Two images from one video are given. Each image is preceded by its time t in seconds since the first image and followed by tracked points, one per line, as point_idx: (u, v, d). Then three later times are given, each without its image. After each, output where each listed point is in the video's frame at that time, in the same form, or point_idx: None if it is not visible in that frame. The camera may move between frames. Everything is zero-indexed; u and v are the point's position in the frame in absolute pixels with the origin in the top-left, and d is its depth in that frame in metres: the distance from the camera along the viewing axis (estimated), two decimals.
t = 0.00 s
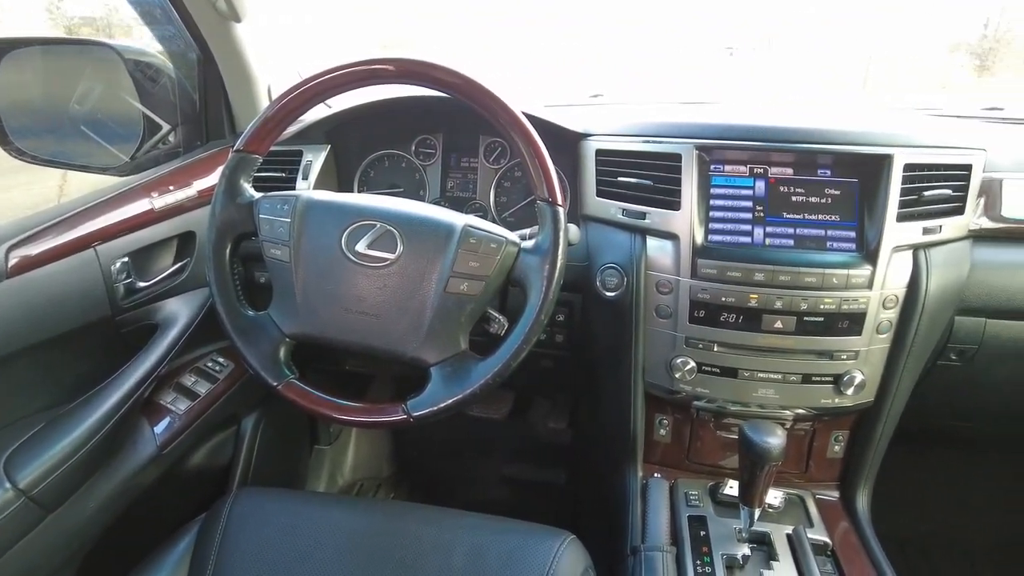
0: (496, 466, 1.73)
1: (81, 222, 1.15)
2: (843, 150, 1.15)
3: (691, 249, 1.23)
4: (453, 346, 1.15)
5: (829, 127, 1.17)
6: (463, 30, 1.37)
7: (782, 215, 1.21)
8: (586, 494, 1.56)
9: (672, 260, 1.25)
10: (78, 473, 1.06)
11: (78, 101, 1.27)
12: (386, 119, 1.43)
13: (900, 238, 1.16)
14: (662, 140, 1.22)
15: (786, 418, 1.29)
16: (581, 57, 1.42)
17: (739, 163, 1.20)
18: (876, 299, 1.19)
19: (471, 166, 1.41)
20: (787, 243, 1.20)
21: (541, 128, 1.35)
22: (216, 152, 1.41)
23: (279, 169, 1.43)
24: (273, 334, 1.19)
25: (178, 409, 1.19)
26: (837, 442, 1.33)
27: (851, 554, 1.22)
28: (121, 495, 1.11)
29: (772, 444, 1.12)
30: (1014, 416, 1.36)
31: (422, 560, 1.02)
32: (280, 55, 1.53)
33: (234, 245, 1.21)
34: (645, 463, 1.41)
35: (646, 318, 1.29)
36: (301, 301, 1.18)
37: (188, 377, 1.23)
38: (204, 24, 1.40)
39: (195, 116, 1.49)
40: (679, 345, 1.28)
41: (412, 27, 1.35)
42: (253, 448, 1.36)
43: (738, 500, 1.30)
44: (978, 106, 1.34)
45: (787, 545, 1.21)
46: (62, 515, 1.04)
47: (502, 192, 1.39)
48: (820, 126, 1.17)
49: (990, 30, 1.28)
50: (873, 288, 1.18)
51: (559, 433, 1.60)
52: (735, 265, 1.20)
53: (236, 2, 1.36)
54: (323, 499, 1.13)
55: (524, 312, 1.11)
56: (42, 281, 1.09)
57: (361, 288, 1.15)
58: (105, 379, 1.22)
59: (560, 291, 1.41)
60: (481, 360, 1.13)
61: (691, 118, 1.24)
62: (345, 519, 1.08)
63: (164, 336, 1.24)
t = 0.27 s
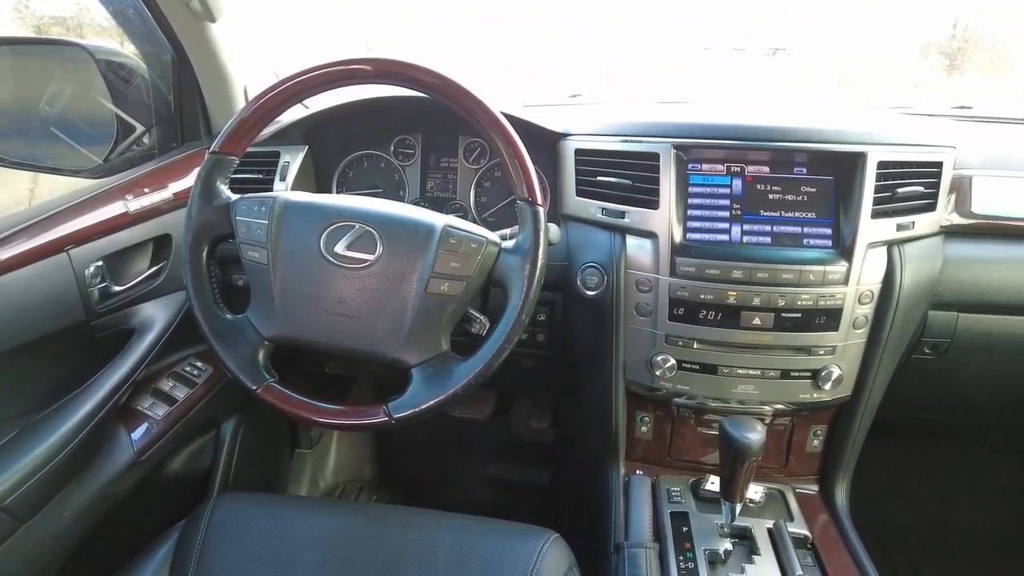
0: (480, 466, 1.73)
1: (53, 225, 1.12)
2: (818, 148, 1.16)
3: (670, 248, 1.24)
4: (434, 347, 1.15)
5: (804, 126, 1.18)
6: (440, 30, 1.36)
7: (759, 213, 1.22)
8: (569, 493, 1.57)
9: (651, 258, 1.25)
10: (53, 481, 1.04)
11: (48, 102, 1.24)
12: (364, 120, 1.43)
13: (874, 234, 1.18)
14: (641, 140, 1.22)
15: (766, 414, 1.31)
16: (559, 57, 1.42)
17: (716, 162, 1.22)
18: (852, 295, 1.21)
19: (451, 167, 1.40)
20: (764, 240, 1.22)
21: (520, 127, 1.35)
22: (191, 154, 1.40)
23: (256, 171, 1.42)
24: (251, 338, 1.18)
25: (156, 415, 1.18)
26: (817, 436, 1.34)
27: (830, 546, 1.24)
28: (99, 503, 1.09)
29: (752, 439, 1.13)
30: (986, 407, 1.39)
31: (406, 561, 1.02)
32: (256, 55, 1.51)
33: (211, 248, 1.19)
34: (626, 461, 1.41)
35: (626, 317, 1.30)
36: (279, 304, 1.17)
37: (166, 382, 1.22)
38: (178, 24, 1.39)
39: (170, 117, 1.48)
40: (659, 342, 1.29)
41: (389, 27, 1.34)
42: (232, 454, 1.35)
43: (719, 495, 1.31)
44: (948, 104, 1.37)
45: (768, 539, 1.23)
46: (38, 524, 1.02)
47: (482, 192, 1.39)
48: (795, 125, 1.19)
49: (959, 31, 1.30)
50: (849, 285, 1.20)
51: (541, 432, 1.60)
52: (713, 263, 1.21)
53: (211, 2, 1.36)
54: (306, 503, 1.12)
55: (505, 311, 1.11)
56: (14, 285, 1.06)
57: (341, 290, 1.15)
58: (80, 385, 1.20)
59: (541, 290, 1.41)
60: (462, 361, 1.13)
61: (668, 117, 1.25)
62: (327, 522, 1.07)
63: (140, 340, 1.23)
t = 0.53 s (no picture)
0: (464, 466, 1.73)
1: (23, 229, 1.10)
2: (794, 146, 1.17)
3: (650, 247, 1.24)
4: (416, 348, 1.14)
5: (780, 125, 1.19)
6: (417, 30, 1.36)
7: (737, 211, 1.23)
8: (553, 491, 1.57)
9: (631, 257, 1.26)
10: (26, 489, 1.02)
11: (17, 103, 1.22)
12: (342, 120, 1.42)
13: (851, 231, 1.19)
14: (620, 139, 1.23)
15: (746, 409, 1.32)
16: (538, 58, 1.42)
17: (694, 161, 1.23)
18: (829, 291, 1.22)
19: (431, 167, 1.40)
20: (742, 238, 1.22)
21: (500, 127, 1.34)
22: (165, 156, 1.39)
23: (234, 173, 1.40)
24: (230, 341, 1.17)
25: (133, 421, 1.16)
26: (796, 431, 1.36)
27: (811, 538, 1.25)
28: (75, 511, 1.07)
29: (733, 435, 1.14)
30: (960, 399, 1.41)
31: (390, 564, 1.01)
32: (231, 56, 1.50)
33: (188, 251, 1.18)
34: (609, 458, 1.42)
35: (607, 315, 1.30)
36: (258, 307, 1.16)
37: (143, 388, 1.21)
38: (150, 23, 1.38)
39: (144, 118, 1.46)
40: (640, 340, 1.29)
41: (366, 28, 1.34)
42: (212, 460, 1.34)
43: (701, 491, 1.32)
44: (920, 103, 1.39)
45: (750, 533, 1.24)
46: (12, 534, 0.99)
47: (462, 192, 1.38)
48: (771, 123, 1.20)
49: (929, 31, 1.32)
50: (826, 281, 1.21)
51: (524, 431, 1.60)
52: (692, 261, 1.22)
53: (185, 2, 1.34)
54: (288, 507, 1.11)
55: (487, 311, 1.11)
56: None
57: (320, 291, 1.14)
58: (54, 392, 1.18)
59: (522, 290, 1.41)
60: (444, 362, 1.13)
61: (647, 117, 1.26)
62: (310, 525, 1.06)
63: (117, 345, 1.21)
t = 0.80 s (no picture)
0: (447, 467, 1.73)
1: None
2: (770, 145, 1.19)
3: (630, 246, 1.25)
4: (396, 349, 1.14)
5: (756, 124, 1.21)
6: (394, 30, 1.35)
7: (715, 209, 1.24)
8: (538, 490, 1.57)
9: (611, 256, 1.26)
10: None
11: None
12: (320, 121, 1.40)
13: (827, 228, 1.20)
14: (598, 139, 1.23)
15: (726, 406, 1.33)
16: (517, 58, 1.42)
17: (672, 160, 1.23)
18: (806, 287, 1.23)
19: (410, 167, 1.39)
20: (720, 236, 1.23)
21: (478, 127, 1.34)
22: (140, 159, 1.37)
23: (210, 175, 1.39)
24: (207, 345, 1.16)
25: (109, 428, 1.15)
26: (776, 426, 1.37)
27: (792, 533, 1.27)
28: (49, 519, 1.05)
29: (713, 431, 1.15)
30: (935, 392, 1.43)
31: (372, 567, 1.00)
32: (206, 56, 1.48)
33: (163, 254, 1.16)
34: (592, 457, 1.43)
35: (588, 314, 1.31)
36: (236, 310, 1.15)
37: (119, 394, 1.19)
38: (122, 23, 1.35)
39: (117, 120, 1.44)
40: (621, 338, 1.30)
41: (342, 28, 1.33)
42: (191, 466, 1.32)
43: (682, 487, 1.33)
44: (892, 101, 1.41)
45: (731, 528, 1.25)
46: None
47: (442, 192, 1.38)
48: (747, 122, 1.22)
49: (900, 32, 1.34)
50: (803, 278, 1.22)
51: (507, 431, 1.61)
52: (671, 259, 1.23)
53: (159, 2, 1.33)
54: (269, 511, 1.10)
55: (467, 311, 1.11)
56: None
57: (299, 293, 1.13)
58: (26, 399, 1.16)
59: (503, 290, 1.40)
60: (425, 363, 1.12)
61: (624, 116, 1.26)
62: (291, 530, 1.05)
63: (91, 351, 1.19)
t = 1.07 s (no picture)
0: (429, 469, 1.72)
1: None
2: (747, 143, 1.20)
3: (610, 244, 1.25)
4: (377, 351, 1.13)
5: (732, 123, 1.22)
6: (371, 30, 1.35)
7: (693, 207, 1.25)
8: (521, 490, 1.58)
9: (591, 255, 1.27)
10: None
11: None
12: (298, 122, 1.39)
13: (804, 225, 1.22)
14: (577, 138, 1.24)
15: (706, 402, 1.34)
16: (495, 57, 1.42)
17: (651, 159, 1.24)
18: (784, 284, 1.24)
19: (389, 168, 1.38)
20: (698, 234, 1.24)
21: (458, 127, 1.34)
22: (113, 161, 1.34)
23: (186, 177, 1.37)
24: (185, 349, 1.14)
25: (83, 434, 1.13)
26: (756, 422, 1.39)
27: (772, 526, 1.28)
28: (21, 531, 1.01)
29: (694, 428, 1.16)
30: (909, 386, 1.45)
31: (354, 570, 1.00)
32: (181, 56, 1.46)
33: (138, 258, 1.15)
34: (574, 455, 1.43)
35: (569, 313, 1.31)
36: (213, 313, 1.14)
37: (94, 400, 1.17)
38: (93, 22, 1.33)
39: (89, 121, 1.41)
40: (601, 337, 1.30)
41: (319, 27, 1.32)
42: (169, 472, 1.30)
43: (664, 484, 1.34)
44: (866, 100, 1.44)
45: (713, 524, 1.26)
46: None
47: (421, 193, 1.37)
48: (724, 121, 1.23)
49: (872, 32, 1.36)
50: (780, 274, 1.24)
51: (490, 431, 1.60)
52: (651, 257, 1.23)
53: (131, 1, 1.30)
54: (249, 516, 1.09)
55: (448, 312, 1.10)
56: None
57: (277, 296, 1.12)
58: None
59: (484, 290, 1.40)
60: (406, 364, 1.12)
61: (603, 116, 1.26)
62: (272, 535, 1.04)
63: (65, 357, 1.17)
